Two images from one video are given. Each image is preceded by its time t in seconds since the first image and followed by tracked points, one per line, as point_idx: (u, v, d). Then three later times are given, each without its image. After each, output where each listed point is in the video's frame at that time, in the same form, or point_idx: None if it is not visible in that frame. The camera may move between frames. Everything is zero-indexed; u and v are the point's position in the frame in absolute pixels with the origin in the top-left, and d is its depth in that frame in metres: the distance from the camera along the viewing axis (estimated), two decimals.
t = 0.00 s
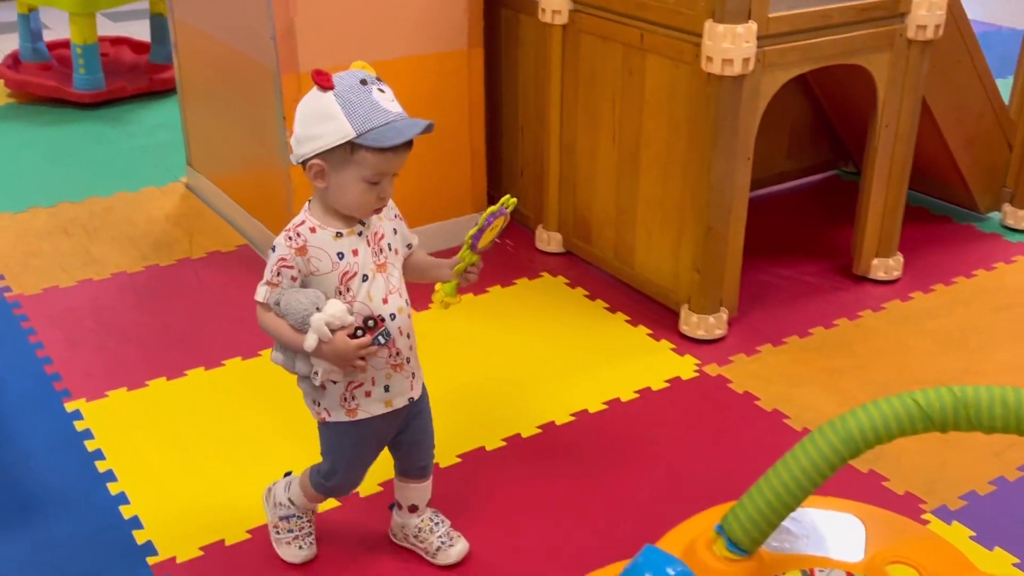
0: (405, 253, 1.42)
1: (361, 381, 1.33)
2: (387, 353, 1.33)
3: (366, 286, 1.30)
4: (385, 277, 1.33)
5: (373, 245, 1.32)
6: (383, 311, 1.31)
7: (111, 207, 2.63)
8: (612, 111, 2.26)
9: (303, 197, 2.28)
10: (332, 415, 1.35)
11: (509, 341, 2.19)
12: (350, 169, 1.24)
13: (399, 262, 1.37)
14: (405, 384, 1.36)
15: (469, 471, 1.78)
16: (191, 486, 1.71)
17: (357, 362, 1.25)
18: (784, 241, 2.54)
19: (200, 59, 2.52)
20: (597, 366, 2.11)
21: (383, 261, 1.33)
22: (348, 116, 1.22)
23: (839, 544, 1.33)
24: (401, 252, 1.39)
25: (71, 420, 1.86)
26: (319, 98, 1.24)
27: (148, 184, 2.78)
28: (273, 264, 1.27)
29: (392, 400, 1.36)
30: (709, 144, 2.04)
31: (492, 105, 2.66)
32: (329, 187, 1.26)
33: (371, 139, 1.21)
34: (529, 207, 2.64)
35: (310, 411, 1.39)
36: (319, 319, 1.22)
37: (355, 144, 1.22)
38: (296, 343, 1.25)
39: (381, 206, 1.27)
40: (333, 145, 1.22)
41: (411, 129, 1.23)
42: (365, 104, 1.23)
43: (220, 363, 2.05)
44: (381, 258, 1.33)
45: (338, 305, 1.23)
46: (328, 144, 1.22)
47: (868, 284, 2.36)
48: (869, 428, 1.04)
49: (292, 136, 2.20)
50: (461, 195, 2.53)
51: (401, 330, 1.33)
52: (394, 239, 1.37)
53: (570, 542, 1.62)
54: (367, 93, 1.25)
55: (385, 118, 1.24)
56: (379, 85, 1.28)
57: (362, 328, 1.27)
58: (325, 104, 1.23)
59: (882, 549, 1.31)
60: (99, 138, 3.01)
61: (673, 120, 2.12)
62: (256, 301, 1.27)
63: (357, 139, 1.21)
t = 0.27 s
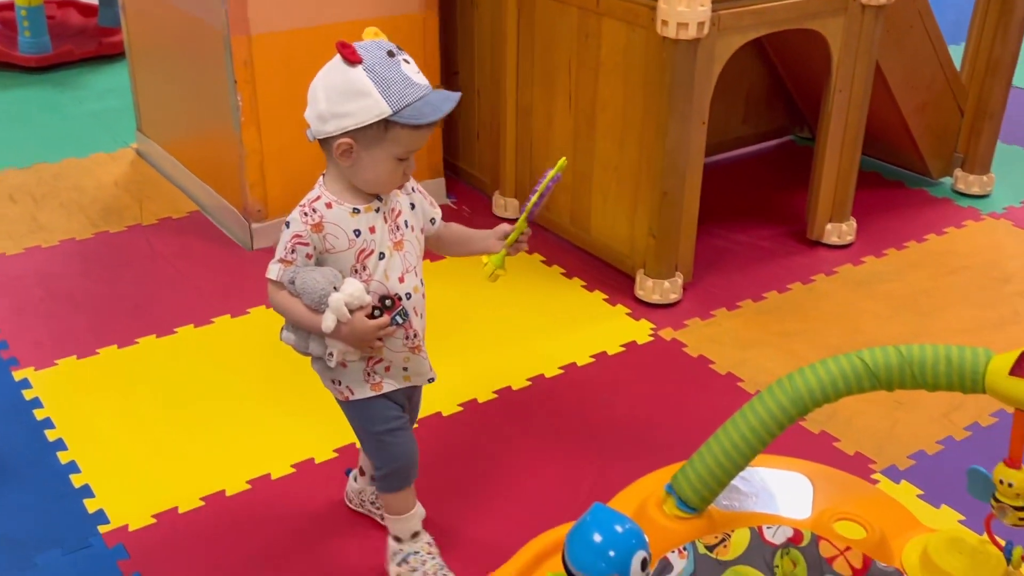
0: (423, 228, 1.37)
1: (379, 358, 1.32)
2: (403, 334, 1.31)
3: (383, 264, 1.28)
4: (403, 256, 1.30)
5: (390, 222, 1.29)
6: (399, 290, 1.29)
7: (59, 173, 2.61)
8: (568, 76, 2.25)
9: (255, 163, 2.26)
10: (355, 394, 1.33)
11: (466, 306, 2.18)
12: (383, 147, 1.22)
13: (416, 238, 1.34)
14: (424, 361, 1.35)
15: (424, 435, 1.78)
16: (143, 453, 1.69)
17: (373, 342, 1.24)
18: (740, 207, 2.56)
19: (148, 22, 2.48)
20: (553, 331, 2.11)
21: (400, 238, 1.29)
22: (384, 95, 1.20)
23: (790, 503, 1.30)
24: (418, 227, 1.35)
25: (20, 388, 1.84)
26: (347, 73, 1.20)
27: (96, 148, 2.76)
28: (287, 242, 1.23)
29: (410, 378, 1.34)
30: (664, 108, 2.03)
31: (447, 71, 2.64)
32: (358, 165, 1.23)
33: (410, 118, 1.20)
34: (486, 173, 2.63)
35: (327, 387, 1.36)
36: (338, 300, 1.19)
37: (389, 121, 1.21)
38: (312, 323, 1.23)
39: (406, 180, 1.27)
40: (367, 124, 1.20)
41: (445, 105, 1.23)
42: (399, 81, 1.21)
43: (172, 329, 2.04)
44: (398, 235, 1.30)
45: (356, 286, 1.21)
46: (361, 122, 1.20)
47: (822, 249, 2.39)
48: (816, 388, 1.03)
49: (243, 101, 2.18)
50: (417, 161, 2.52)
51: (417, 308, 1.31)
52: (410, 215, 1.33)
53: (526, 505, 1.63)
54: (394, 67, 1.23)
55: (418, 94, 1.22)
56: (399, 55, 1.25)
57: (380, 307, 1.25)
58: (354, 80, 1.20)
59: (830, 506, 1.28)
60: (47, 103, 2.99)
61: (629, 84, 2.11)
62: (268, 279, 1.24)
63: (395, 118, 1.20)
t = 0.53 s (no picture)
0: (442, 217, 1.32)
1: (405, 361, 1.24)
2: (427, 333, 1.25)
3: (405, 261, 1.20)
4: (422, 250, 1.23)
5: (407, 216, 1.21)
6: (423, 287, 1.22)
7: (14, 149, 2.57)
8: (531, 50, 2.24)
9: (216, 138, 2.23)
10: (377, 403, 1.26)
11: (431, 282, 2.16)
12: (406, 145, 1.14)
13: (432, 232, 1.26)
14: (447, 361, 1.29)
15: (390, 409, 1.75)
16: (103, 432, 1.67)
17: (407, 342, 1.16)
18: (704, 181, 2.56)
19: None
20: (518, 306, 2.11)
21: (418, 232, 1.22)
22: (409, 92, 1.12)
23: (750, 472, 1.30)
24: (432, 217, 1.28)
25: None
26: (366, 68, 1.12)
27: (53, 123, 2.72)
28: (307, 246, 1.14)
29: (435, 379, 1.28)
30: (628, 80, 2.03)
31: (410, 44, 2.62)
32: (379, 165, 1.15)
33: (436, 115, 1.13)
34: (450, 148, 2.61)
35: (347, 398, 1.29)
36: (372, 302, 1.11)
37: (412, 119, 1.13)
38: (345, 329, 1.15)
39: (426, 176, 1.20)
40: (390, 122, 1.12)
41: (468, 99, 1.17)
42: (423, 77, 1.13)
43: (132, 307, 2.01)
44: (416, 230, 1.22)
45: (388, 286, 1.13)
46: (383, 121, 1.12)
47: (784, 222, 2.41)
48: (776, 356, 1.00)
49: (202, 74, 2.14)
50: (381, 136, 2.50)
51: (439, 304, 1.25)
52: (423, 208, 1.26)
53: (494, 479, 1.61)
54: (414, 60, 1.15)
55: (440, 87, 1.15)
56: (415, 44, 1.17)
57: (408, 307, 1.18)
58: (375, 76, 1.11)
59: (790, 475, 1.29)
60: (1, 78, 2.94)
61: (593, 55, 2.10)
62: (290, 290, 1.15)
63: (420, 116, 1.12)
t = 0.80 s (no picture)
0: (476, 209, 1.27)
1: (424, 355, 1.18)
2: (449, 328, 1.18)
3: (429, 254, 1.14)
4: (448, 245, 1.16)
5: (437, 208, 1.15)
6: (446, 282, 1.16)
7: None
8: (502, 30, 2.23)
9: (185, 121, 2.20)
10: (394, 393, 1.20)
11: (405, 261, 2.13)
12: (424, 134, 1.08)
13: (462, 223, 1.20)
14: (469, 358, 1.23)
15: (364, 392, 1.73)
16: (74, 418, 1.65)
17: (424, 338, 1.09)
18: (677, 162, 2.56)
19: None
20: (492, 288, 2.10)
21: (446, 225, 1.16)
22: (427, 78, 1.05)
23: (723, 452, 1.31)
24: (463, 211, 1.23)
25: None
26: (387, 52, 1.06)
27: (19, 106, 2.68)
28: (329, 232, 1.10)
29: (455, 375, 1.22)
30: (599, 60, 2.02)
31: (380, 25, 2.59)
32: (400, 152, 1.09)
33: (454, 103, 1.06)
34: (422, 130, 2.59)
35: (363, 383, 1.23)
36: (387, 294, 1.05)
37: (429, 107, 1.07)
38: (359, 320, 1.09)
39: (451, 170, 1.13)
40: (405, 108, 1.06)
41: (494, 91, 1.09)
42: (444, 62, 1.06)
43: (101, 292, 1.98)
44: (444, 222, 1.16)
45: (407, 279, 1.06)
46: (399, 107, 1.06)
47: (756, 202, 2.42)
48: (749, 337, 1.00)
49: (170, 56, 2.11)
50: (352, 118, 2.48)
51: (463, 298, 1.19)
52: (455, 200, 1.20)
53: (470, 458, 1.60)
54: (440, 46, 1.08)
55: (463, 76, 1.08)
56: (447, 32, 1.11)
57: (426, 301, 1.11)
58: (394, 59, 1.05)
59: (763, 455, 1.30)
60: None
61: (564, 36, 2.09)
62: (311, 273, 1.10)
63: (436, 103, 1.05)
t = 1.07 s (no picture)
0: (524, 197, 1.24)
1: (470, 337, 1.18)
2: (495, 311, 1.18)
3: (478, 236, 1.13)
4: (498, 228, 1.15)
5: (487, 190, 1.14)
6: (494, 266, 1.14)
7: None
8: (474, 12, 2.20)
9: (155, 105, 2.16)
10: (441, 373, 1.20)
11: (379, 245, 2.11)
12: (452, 101, 1.05)
13: (514, 209, 1.19)
14: (514, 341, 1.21)
15: (338, 379, 1.72)
16: (44, 408, 1.63)
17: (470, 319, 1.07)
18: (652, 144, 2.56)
19: None
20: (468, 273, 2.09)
21: (496, 209, 1.14)
22: (450, 40, 1.03)
23: (697, 433, 1.29)
24: (516, 196, 1.21)
25: None
26: (428, 18, 1.06)
27: None
28: (380, 209, 1.08)
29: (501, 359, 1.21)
30: (574, 42, 2.02)
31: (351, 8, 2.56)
32: (437, 121, 1.07)
33: (471, 65, 1.02)
34: (395, 113, 2.57)
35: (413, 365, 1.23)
36: (435, 273, 1.03)
37: (454, 71, 1.03)
38: (409, 299, 1.07)
39: (488, 147, 1.06)
40: (432, 71, 1.05)
41: (518, 59, 1.02)
42: (469, 25, 1.03)
43: (71, 280, 1.95)
44: (494, 206, 1.15)
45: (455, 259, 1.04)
46: (427, 69, 1.05)
47: (731, 185, 2.41)
48: (720, 319, 0.99)
49: (138, 40, 2.07)
50: (324, 102, 2.45)
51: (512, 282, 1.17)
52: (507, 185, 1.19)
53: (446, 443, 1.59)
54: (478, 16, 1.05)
55: (490, 43, 1.02)
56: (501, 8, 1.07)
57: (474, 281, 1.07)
58: (429, 24, 1.05)
59: (736, 436, 1.27)
60: None
61: (537, 18, 2.06)
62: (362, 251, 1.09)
63: (454, 64, 1.02)
